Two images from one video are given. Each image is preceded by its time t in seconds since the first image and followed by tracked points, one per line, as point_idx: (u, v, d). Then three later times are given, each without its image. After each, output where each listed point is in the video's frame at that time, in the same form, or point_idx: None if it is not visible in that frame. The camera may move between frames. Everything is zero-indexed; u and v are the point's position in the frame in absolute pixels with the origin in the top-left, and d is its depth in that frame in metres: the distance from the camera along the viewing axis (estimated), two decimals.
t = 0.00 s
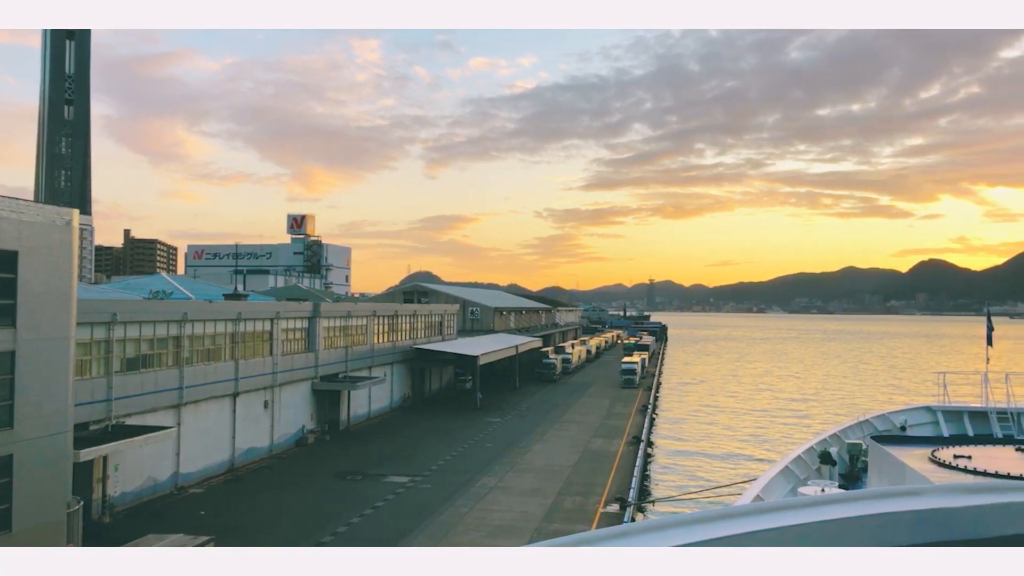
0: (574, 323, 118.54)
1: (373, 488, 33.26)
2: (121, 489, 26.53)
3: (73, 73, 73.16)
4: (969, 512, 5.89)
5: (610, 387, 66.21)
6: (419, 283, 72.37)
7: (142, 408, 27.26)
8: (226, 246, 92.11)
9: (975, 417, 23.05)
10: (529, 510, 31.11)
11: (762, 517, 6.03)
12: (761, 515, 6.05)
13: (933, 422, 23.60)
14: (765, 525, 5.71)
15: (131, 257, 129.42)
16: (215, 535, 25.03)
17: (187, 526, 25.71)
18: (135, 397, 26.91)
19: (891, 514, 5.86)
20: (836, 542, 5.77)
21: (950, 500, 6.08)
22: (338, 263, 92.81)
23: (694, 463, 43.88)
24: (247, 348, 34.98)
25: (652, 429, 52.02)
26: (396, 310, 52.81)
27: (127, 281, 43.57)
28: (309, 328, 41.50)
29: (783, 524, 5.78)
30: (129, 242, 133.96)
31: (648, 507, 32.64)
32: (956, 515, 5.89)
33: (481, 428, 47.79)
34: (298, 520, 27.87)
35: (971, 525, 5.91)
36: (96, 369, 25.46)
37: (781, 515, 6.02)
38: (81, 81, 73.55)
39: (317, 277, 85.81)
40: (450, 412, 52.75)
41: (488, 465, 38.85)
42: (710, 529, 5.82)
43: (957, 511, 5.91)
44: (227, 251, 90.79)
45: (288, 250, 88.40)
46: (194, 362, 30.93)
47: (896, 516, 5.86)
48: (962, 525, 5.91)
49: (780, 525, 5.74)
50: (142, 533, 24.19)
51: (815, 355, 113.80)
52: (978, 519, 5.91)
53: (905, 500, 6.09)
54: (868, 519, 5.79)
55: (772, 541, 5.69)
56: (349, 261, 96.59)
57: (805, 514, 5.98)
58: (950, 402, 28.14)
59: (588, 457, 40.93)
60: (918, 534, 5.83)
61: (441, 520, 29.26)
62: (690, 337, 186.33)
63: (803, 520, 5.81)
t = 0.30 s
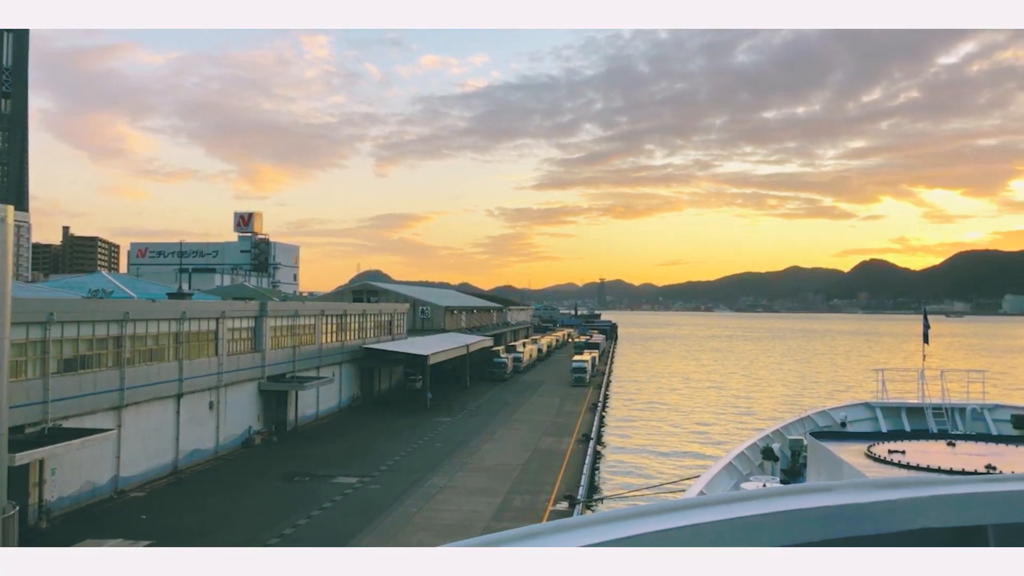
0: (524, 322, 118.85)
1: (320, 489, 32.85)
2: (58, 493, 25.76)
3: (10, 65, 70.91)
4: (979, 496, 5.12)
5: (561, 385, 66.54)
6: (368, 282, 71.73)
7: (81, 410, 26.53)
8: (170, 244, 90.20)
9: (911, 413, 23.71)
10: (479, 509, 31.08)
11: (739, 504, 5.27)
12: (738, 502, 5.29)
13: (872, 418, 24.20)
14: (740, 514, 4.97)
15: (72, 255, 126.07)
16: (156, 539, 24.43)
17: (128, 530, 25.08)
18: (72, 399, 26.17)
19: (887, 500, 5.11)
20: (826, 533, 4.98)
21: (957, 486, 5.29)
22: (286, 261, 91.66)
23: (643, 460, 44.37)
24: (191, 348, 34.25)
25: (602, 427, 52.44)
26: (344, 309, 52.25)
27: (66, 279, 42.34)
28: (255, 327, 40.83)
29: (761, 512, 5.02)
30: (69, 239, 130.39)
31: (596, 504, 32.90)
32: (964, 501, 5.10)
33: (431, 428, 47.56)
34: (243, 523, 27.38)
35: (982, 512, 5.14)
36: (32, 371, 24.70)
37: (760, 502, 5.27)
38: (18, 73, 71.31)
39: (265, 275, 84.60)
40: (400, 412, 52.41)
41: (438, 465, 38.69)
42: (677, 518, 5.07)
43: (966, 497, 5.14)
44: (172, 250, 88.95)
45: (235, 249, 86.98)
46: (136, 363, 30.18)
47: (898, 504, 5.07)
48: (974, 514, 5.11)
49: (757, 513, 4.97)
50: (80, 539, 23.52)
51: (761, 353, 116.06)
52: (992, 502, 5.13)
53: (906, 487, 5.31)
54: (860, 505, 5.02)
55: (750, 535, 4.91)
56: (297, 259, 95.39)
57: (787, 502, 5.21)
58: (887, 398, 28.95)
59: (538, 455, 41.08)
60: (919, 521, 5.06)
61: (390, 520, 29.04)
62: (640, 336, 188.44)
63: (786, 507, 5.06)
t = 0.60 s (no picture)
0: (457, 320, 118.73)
1: (246, 491, 32.08)
2: None
3: None
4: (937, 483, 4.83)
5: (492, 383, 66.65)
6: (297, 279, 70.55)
7: None
8: (89, 240, 87.11)
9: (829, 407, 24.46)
10: (409, 509, 30.85)
11: (682, 495, 4.91)
12: (681, 492, 4.92)
13: (791, 412, 24.84)
14: (682, 503, 4.61)
15: None
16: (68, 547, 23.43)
17: (39, 539, 24.02)
18: None
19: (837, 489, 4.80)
20: (774, 522, 4.65)
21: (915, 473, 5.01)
22: (212, 259, 89.49)
23: (573, 457, 44.77)
24: (110, 348, 33.08)
25: (533, 425, 52.71)
26: (272, 307, 51.27)
27: None
28: (178, 326, 39.70)
29: (705, 501, 4.67)
30: None
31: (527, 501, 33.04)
32: (925, 488, 4.81)
33: (360, 427, 47.06)
34: (164, 528, 26.51)
35: (941, 500, 4.85)
36: None
37: (705, 491, 4.92)
38: None
39: (191, 273, 82.44)
40: (329, 412, 51.69)
41: (367, 465, 38.30)
42: (616, 508, 4.68)
43: (925, 484, 4.85)
44: (91, 246, 85.84)
45: (158, 246, 84.44)
46: (50, 363, 29.03)
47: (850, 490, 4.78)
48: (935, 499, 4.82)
49: (702, 501, 4.64)
50: None
51: (689, 350, 118.48)
52: (952, 489, 4.86)
53: (859, 477, 5.04)
54: (812, 492, 4.70)
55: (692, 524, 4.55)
56: (224, 257, 93.27)
57: (732, 492, 4.88)
58: (807, 393, 29.87)
59: (469, 453, 41.07)
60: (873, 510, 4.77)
61: (317, 522, 28.56)
62: (572, 333, 190.05)
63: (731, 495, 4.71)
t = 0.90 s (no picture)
0: (401, 319, 117.87)
1: (181, 494, 31.33)
2: None
3: None
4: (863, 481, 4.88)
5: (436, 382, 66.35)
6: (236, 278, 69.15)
7: None
8: (17, 237, 83.97)
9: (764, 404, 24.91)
10: (349, 510, 30.49)
11: (621, 495, 4.84)
12: (618, 492, 4.85)
13: (728, 409, 25.20)
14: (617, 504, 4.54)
15: None
16: None
17: None
18: None
19: (766, 487, 4.80)
20: (705, 521, 4.60)
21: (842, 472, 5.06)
22: (147, 256, 87.16)
23: (516, 455, 44.83)
24: (37, 348, 31.93)
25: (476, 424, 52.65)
26: (209, 306, 50.13)
27: None
28: (110, 325, 38.53)
29: (638, 500, 4.62)
30: None
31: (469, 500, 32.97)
32: (848, 485, 4.87)
33: (301, 428, 46.37)
34: (96, 533, 25.73)
35: (865, 498, 4.91)
36: None
37: (641, 492, 4.86)
38: None
39: (124, 271, 80.18)
40: (269, 412, 50.82)
41: (307, 466, 37.78)
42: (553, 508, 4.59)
43: (850, 482, 4.90)
44: (18, 243, 82.84)
45: (90, 243, 81.88)
46: None
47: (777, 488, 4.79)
48: (857, 497, 4.89)
49: (635, 501, 4.59)
50: None
51: (631, 348, 119.68)
52: (875, 487, 4.94)
53: (787, 475, 5.06)
54: (741, 491, 4.69)
55: (622, 523, 4.49)
56: (160, 254, 90.91)
57: (663, 491, 4.83)
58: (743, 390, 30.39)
59: (410, 453, 40.78)
60: (803, 510, 4.76)
61: (255, 525, 28.05)
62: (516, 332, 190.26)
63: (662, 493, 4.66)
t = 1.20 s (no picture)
0: (346, 318, 116.70)
1: (115, 499, 30.45)
2: None
3: None
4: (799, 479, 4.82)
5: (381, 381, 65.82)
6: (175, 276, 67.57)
7: None
8: None
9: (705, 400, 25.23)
10: (291, 511, 30.03)
11: (555, 494, 4.70)
12: (553, 491, 4.70)
13: (670, 407, 25.45)
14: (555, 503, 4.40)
15: None
16: None
17: None
18: None
19: (704, 486, 4.70)
20: (636, 522, 4.48)
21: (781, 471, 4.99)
22: (82, 254, 84.61)
23: (461, 455, 44.70)
24: None
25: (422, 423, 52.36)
26: (146, 305, 48.87)
27: None
28: (41, 325, 37.26)
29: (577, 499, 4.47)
30: None
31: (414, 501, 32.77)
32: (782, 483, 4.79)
33: (242, 429, 45.52)
34: (24, 539, 24.84)
35: (814, 497, 4.83)
36: None
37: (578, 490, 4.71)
38: None
39: (58, 269, 77.69)
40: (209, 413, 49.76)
41: (248, 467, 37.09)
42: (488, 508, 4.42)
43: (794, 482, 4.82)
44: None
45: (22, 240, 79.18)
46: None
47: (713, 488, 4.70)
48: (794, 495, 4.81)
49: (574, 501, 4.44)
50: None
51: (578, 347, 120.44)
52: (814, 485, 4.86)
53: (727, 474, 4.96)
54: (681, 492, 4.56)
55: (550, 525, 4.33)
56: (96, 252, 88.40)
57: (598, 493, 4.68)
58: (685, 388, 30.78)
59: (354, 453, 40.35)
60: (736, 506, 4.67)
61: (193, 528, 27.43)
62: (463, 331, 189.87)
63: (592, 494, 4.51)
